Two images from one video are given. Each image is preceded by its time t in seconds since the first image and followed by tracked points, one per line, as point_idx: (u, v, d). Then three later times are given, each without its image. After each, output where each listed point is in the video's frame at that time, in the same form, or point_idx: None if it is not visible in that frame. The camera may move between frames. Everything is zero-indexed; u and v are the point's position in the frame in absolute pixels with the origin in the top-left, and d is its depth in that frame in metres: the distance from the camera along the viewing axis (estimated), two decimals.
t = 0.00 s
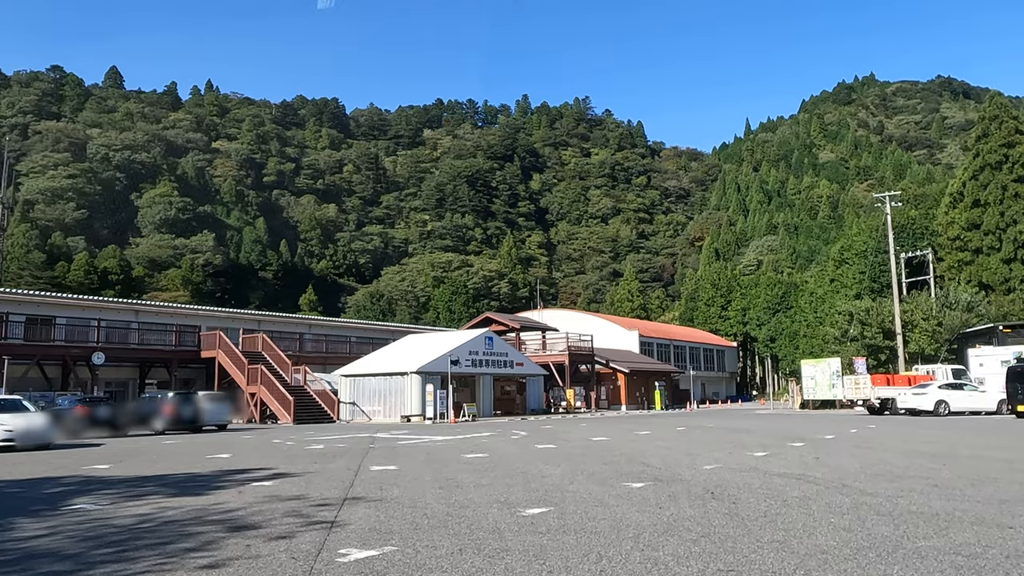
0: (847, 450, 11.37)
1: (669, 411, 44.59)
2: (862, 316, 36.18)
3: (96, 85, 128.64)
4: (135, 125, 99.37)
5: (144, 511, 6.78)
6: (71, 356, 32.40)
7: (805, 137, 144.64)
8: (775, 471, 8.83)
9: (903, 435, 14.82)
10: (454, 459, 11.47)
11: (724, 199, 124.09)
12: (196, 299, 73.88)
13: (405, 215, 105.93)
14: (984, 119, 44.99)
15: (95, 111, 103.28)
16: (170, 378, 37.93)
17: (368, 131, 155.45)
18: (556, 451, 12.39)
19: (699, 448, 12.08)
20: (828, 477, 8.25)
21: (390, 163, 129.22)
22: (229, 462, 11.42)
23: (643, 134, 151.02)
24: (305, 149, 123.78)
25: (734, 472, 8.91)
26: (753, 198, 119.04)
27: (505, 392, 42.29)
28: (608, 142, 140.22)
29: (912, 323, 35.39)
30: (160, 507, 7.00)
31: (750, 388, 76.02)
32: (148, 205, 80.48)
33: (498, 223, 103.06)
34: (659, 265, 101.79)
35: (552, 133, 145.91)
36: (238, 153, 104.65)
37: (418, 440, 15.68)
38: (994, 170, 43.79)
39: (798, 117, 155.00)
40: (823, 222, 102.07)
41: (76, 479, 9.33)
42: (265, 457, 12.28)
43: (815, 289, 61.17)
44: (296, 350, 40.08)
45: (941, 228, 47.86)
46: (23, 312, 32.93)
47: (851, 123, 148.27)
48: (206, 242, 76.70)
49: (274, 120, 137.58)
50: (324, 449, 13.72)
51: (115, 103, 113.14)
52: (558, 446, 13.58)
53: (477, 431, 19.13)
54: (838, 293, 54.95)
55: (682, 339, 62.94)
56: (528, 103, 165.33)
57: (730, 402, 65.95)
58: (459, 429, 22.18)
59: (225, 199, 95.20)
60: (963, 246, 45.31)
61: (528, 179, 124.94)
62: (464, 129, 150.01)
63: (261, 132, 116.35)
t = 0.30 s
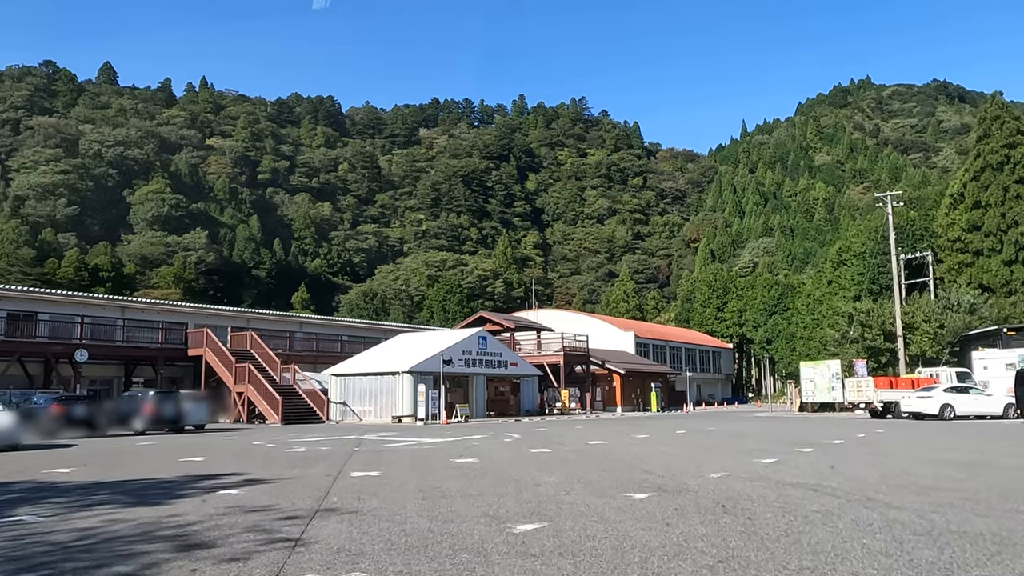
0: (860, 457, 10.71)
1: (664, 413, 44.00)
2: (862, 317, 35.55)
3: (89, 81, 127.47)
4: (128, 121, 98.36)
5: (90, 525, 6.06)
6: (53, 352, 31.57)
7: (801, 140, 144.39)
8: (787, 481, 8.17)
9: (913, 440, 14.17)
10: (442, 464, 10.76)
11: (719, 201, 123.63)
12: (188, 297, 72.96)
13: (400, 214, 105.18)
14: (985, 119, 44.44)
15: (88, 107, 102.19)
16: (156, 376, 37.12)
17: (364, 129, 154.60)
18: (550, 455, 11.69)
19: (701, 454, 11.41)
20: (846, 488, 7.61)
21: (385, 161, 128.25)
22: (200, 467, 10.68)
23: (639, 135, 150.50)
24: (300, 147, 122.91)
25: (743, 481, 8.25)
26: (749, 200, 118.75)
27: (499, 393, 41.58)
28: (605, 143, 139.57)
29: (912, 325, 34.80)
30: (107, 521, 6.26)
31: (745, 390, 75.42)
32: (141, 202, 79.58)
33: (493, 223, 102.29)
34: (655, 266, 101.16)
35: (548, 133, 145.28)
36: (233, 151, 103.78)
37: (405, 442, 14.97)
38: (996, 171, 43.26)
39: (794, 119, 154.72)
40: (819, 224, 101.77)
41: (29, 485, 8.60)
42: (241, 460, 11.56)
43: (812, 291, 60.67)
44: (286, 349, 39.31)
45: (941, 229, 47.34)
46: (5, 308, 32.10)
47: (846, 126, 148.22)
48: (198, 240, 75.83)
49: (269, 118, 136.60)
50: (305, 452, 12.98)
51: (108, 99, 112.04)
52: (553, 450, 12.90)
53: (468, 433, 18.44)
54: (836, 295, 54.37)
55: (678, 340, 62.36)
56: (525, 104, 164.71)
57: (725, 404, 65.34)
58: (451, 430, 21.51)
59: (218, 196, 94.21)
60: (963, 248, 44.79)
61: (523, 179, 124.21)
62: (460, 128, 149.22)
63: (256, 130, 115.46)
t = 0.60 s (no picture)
0: (875, 456, 10.05)
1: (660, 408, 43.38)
2: (862, 311, 34.98)
3: (78, 74, 125.93)
4: (118, 115, 97.07)
5: (21, 541, 5.34)
6: (35, 348, 30.73)
7: (795, 135, 143.92)
8: (805, 484, 7.49)
9: (924, 437, 13.54)
10: (429, 464, 10.07)
11: (714, 196, 123.05)
12: (179, 293, 71.95)
13: (393, 209, 104.23)
14: (984, 110, 43.86)
15: (77, 100, 100.84)
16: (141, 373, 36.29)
17: (357, 123, 153.43)
18: (543, 455, 10.99)
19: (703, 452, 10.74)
20: (866, 492, 6.96)
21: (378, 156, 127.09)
22: (169, 469, 9.92)
23: (633, 130, 149.75)
24: (292, 142, 121.74)
25: (756, 485, 7.56)
26: (744, 195, 118.29)
27: (492, 389, 40.89)
28: (599, 137, 138.75)
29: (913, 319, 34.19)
30: (41, 535, 5.52)
31: (741, 385, 74.89)
32: (131, 196, 78.50)
33: (487, 218, 101.40)
34: (649, 261, 100.54)
35: (542, 128, 144.42)
36: (224, 145, 102.72)
37: (393, 441, 14.21)
38: (995, 163, 42.72)
39: (788, 114, 154.22)
40: (813, 219, 101.34)
41: None
42: (213, 461, 10.83)
43: (808, 286, 60.18)
44: (275, 344, 38.54)
45: (940, 222, 46.82)
46: None
47: (840, 120, 147.83)
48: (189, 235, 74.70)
49: (260, 112, 135.40)
50: (285, 452, 12.26)
51: (97, 92, 110.62)
52: (546, 449, 12.22)
53: (460, 430, 17.81)
54: (833, 289, 53.80)
55: (674, 335, 61.78)
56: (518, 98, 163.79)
57: (721, 399, 64.83)
58: (442, 427, 20.82)
59: (209, 191, 93.02)
60: (962, 240, 44.27)
61: (517, 174, 123.34)
62: (453, 122, 148.24)
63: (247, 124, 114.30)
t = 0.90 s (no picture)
0: (891, 459, 9.40)
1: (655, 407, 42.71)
2: (860, 307, 34.37)
3: (68, 70, 124.56)
4: (108, 111, 95.86)
5: None
6: (14, 346, 29.82)
7: (789, 132, 143.57)
8: (823, 491, 6.82)
9: (935, 438, 12.92)
10: (415, 468, 9.37)
11: (708, 193, 122.65)
12: (170, 291, 70.97)
13: (387, 207, 103.26)
14: (983, 105, 43.40)
15: (66, 96, 99.56)
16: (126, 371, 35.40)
17: (350, 120, 152.38)
18: (537, 458, 10.33)
19: (707, 455, 10.07)
20: (891, 502, 6.29)
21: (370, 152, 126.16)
22: (134, 474, 9.19)
23: (627, 127, 149.17)
24: (284, 139, 120.68)
25: (769, 492, 6.89)
26: (737, 192, 117.94)
27: (485, 387, 40.16)
28: (593, 135, 138.01)
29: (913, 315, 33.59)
30: None
31: (736, 383, 74.31)
32: (121, 193, 77.48)
33: (481, 215, 100.64)
34: (643, 259, 100.02)
35: (536, 125, 143.70)
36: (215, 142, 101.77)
37: (378, 443, 13.51)
38: (994, 158, 42.28)
39: (782, 111, 153.93)
40: (808, 216, 100.94)
41: None
42: (182, 465, 10.09)
43: (804, 283, 59.70)
44: (263, 342, 37.75)
45: (937, 217, 46.39)
46: None
47: (834, 118, 147.59)
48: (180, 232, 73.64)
49: (252, 109, 134.25)
50: (261, 455, 11.55)
51: (87, 88, 109.27)
52: (539, 450, 11.56)
53: (450, 431, 17.10)
54: (829, 286, 53.35)
55: (668, 332, 61.21)
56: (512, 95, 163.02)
57: (716, 397, 64.32)
58: (433, 427, 20.10)
59: (201, 188, 91.96)
60: (960, 236, 43.76)
61: (511, 171, 122.56)
62: (447, 119, 147.36)
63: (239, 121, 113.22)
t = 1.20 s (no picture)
0: (910, 466, 8.74)
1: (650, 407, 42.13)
2: (860, 306, 33.77)
3: (59, 67, 123.32)
4: (99, 109, 94.81)
5: None
6: None
7: (784, 132, 143.28)
8: (847, 504, 6.13)
9: (948, 441, 12.28)
10: (398, 475, 8.68)
11: (702, 193, 122.20)
12: (161, 290, 70.02)
13: (380, 206, 102.32)
14: (982, 103, 42.98)
15: (56, 93, 98.43)
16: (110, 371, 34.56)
17: (343, 119, 151.43)
18: (530, 463, 9.65)
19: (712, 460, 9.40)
20: (925, 516, 5.62)
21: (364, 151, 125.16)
22: (91, 482, 8.45)
23: (622, 127, 148.67)
24: (277, 137, 119.67)
25: (788, 505, 6.19)
26: (732, 192, 117.54)
27: (478, 387, 39.42)
28: (588, 135, 137.42)
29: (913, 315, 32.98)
30: None
31: (731, 383, 73.76)
32: (111, 190, 76.52)
33: (475, 214, 99.83)
34: (638, 259, 99.48)
35: (531, 125, 143.01)
36: (208, 140, 100.87)
37: (363, 446, 12.79)
38: (993, 156, 41.73)
39: (776, 111, 153.64)
40: (802, 216, 100.54)
41: None
42: (146, 472, 9.37)
43: (800, 282, 59.15)
44: (252, 341, 36.94)
45: (936, 216, 45.89)
46: None
47: (828, 119, 147.30)
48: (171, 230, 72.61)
49: (245, 107, 133.22)
50: (235, 459, 10.82)
51: (78, 85, 108.17)
52: (533, 454, 10.88)
53: (440, 433, 16.40)
54: (826, 285, 52.77)
55: (663, 332, 60.61)
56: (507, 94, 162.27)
57: (712, 397, 63.70)
58: (422, 429, 19.40)
59: (193, 186, 90.93)
60: (959, 235, 43.24)
61: (506, 170, 121.81)
62: (441, 119, 146.57)
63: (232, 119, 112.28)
